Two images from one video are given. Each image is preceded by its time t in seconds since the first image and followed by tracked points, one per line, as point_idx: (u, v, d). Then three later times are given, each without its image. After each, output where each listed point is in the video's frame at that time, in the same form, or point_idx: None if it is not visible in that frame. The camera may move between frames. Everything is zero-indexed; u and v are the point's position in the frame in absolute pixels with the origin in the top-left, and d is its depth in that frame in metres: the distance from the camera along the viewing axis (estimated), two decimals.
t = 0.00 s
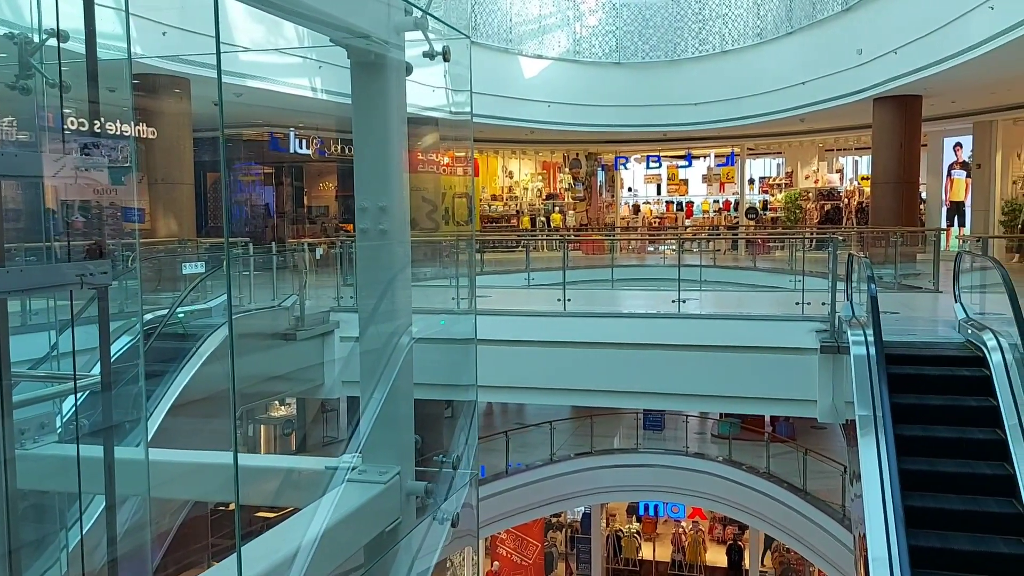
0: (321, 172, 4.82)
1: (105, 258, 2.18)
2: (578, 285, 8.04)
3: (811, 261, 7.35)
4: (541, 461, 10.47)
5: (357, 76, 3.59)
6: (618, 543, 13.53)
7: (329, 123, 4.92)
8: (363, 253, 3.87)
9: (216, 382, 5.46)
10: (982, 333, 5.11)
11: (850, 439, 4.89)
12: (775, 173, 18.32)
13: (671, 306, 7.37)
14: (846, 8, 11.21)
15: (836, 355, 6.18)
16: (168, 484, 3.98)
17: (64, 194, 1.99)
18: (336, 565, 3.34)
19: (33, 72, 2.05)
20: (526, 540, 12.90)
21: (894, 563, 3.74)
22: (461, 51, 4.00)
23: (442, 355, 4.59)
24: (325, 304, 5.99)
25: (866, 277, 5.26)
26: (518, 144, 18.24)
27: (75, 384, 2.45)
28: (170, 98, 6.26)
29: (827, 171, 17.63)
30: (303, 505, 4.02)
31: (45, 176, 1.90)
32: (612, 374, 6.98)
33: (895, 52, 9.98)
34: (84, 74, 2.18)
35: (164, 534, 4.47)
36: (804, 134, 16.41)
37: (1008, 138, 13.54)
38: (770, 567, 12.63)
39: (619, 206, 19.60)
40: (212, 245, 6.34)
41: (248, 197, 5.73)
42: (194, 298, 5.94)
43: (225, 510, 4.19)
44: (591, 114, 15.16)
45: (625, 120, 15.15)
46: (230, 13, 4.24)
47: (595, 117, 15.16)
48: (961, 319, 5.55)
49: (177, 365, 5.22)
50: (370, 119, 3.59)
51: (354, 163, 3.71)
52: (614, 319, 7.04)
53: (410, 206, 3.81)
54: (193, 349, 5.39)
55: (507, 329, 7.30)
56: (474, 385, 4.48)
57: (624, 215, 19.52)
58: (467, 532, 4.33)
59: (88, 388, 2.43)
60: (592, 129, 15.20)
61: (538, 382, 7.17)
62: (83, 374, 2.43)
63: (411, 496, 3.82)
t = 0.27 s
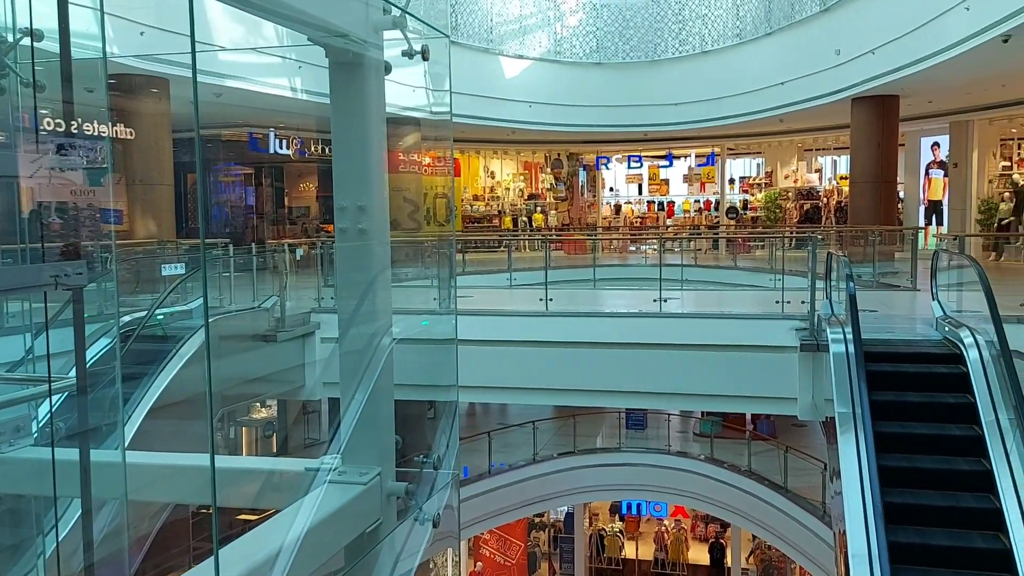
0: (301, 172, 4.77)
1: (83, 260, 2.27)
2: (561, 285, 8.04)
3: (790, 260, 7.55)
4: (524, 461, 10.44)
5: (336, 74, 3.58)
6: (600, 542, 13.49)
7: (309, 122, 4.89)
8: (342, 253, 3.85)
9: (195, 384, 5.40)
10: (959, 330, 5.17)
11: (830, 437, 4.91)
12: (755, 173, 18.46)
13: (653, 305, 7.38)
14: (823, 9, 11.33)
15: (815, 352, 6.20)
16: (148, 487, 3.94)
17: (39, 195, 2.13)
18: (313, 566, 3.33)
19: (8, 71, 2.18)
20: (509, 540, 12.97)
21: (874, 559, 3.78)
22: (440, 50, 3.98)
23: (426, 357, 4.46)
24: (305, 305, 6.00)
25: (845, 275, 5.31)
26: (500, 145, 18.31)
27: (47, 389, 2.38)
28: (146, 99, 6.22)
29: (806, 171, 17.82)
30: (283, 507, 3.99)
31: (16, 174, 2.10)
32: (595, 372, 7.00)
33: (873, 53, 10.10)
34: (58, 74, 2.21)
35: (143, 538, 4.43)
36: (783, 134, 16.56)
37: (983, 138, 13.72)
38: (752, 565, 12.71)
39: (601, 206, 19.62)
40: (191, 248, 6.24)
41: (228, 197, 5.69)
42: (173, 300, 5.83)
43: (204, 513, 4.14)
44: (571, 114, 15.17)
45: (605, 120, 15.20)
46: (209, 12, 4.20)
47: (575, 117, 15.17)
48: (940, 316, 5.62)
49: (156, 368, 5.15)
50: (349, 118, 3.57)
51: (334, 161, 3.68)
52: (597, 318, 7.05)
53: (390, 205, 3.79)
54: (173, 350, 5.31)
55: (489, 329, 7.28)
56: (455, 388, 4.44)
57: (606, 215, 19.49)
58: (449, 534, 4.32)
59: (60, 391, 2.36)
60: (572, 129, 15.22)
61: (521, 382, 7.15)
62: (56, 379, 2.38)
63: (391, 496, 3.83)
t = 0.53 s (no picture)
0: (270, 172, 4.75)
1: (44, 258, 2.45)
2: (534, 285, 8.03)
3: (760, 259, 7.61)
4: (498, 461, 10.41)
5: (304, 74, 3.57)
6: (575, 541, 13.55)
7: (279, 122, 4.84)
8: (311, 254, 3.81)
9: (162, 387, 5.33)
10: (926, 326, 5.23)
11: (801, 434, 4.96)
12: (727, 173, 18.65)
13: (626, 305, 7.45)
14: (793, 10, 11.44)
15: (785, 351, 6.35)
16: (116, 492, 3.92)
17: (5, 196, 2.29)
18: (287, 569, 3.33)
19: None
20: (483, 540, 12.98)
21: (844, 555, 3.82)
22: (411, 49, 4.01)
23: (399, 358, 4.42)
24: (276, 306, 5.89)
25: (814, 273, 5.36)
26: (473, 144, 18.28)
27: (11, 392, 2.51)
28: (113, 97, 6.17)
29: (777, 170, 18.01)
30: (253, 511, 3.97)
31: None
32: (568, 372, 7.00)
33: (841, 53, 10.21)
34: (18, 74, 2.32)
35: (110, 544, 4.37)
36: (754, 134, 16.72)
37: (949, 138, 13.95)
38: (725, 562, 12.82)
39: (574, 206, 19.68)
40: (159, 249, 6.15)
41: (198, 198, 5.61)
42: (142, 303, 5.78)
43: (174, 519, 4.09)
44: (544, 114, 15.17)
45: (579, 120, 15.24)
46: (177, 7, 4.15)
47: (549, 117, 15.18)
48: (907, 313, 5.69)
49: (126, 370, 5.07)
50: (317, 118, 3.55)
51: (302, 160, 3.64)
52: (570, 318, 7.05)
53: (359, 205, 3.76)
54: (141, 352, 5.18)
55: (461, 330, 7.24)
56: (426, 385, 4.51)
57: (579, 215, 19.57)
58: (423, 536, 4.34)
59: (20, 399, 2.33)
60: (545, 129, 15.23)
61: (494, 382, 7.15)
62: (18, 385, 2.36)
63: (361, 498, 3.86)
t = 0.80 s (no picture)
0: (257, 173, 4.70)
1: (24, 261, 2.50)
2: (523, 284, 8.03)
3: (748, 257, 7.51)
4: (489, 461, 10.41)
5: (289, 73, 3.56)
6: (565, 540, 13.56)
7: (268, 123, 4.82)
8: (298, 255, 3.79)
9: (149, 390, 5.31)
10: (912, 324, 5.26)
11: (789, 432, 4.98)
12: (714, 172, 18.65)
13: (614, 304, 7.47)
14: (779, 9, 11.48)
15: (774, 347, 6.31)
16: (103, 495, 3.90)
17: None
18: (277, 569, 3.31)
19: None
20: (474, 540, 12.92)
21: (833, 552, 3.84)
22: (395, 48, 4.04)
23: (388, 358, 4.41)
24: (263, 307, 5.96)
25: (801, 272, 5.39)
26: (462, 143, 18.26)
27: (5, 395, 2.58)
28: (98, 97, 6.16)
29: (764, 169, 18.10)
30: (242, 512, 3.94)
31: None
32: (558, 370, 7.00)
33: (826, 52, 10.27)
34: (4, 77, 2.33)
35: (99, 547, 4.34)
36: (742, 133, 16.78)
37: (934, 137, 14.04)
38: (715, 560, 12.87)
39: (563, 205, 19.64)
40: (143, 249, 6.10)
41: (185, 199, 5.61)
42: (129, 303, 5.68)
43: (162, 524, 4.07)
44: (533, 113, 15.15)
45: (568, 119, 15.24)
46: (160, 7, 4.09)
47: (538, 116, 15.17)
48: (893, 311, 5.72)
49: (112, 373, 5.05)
50: (303, 117, 3.54)
51: (288, 159, 3.63)
52: (559, 317, 7.04)
53: (346, 204, 3.75)
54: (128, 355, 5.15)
55: (450, 329, 7.22)
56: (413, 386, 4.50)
57: (568, 214, 19.57)
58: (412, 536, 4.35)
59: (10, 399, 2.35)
60: (534, 128, 15.24)
61: (483, 382, 7.14)
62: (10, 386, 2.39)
63: (349, 499, 3.82)
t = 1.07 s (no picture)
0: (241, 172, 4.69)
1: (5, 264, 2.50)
2: (508, 284, 8.03)
3: (732, 257, 7.66)
4: (474, 461, 10.41)
5: (270, 73, 3.54)
6: (551, 539, 13.58)
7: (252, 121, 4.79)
8: (280, 256, 3.78)
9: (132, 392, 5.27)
10: (894, 322, 5.32)
11: (773, 430, 5.01)
12: (697, 172, 18.72)
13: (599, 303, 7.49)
14: (762, 9, 11.54)
15: (757, 347, 6.40)
16: (85, 498, 3.87)
17: None
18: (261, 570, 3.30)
19: None
20: (459, 540, 12.98)
21: (817, 550, 3.86)
22: (377, 47, 4.01)
23: (373, 358, 4.43)
24: (246, 308, 5.96)
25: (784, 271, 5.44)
26: (447, 143, 18.22)
27: None
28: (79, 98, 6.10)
29: (747, 169, 18.19)
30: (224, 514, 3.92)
31: None
32: (543, 370, 7.01)
33: (808, 52, 10.33)
34: None
35: (80, 551, 4.29)
36: (726, 133, 16.85)
37: (916, 136, 14.15)
38: (700, 557, 12.93)
39: (547, 204, 19.72)
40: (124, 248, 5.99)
41: (167, 199, 5.60)
42: (112, 305, 5.63)
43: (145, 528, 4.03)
44: (518, 113, 15.14)
45: (553, 119, 15.26)
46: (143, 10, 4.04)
47: (523, 116, 15.18)
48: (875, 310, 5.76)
49: (94, 375, 5.00)
50: (285, 117, 3.53)
51: (270, 160, 3.62)
52: (543, 317, 7.04)
53: (329, 205, 3.75)
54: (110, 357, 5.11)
55: (435, 330, 7.21)
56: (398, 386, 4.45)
57: (552, 214, 19.60)
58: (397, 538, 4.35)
59: None
60: (519, 128, 15.26)
61: (468, 382, 7.14)
62: None
63: (333, 501, 3.84)
